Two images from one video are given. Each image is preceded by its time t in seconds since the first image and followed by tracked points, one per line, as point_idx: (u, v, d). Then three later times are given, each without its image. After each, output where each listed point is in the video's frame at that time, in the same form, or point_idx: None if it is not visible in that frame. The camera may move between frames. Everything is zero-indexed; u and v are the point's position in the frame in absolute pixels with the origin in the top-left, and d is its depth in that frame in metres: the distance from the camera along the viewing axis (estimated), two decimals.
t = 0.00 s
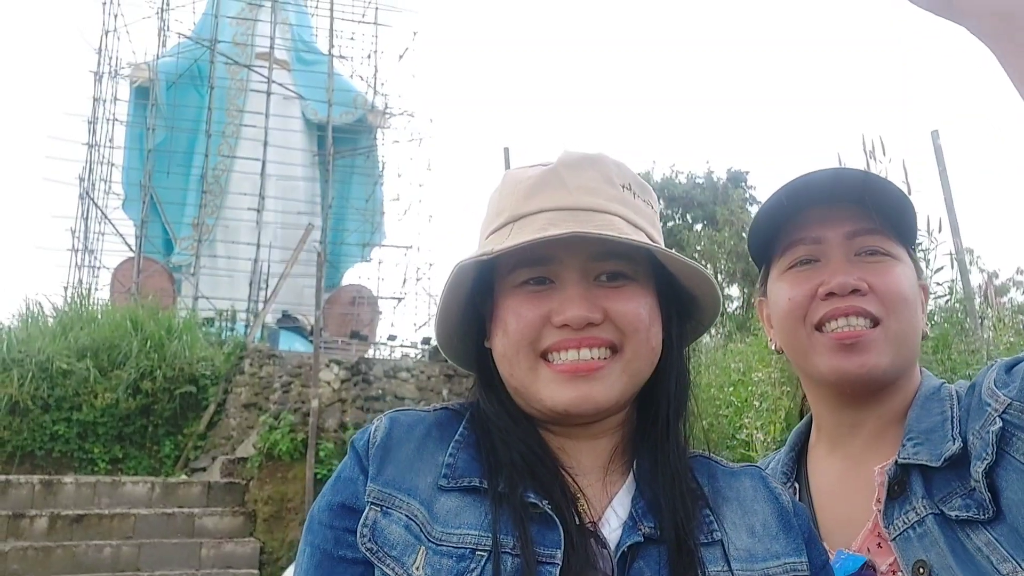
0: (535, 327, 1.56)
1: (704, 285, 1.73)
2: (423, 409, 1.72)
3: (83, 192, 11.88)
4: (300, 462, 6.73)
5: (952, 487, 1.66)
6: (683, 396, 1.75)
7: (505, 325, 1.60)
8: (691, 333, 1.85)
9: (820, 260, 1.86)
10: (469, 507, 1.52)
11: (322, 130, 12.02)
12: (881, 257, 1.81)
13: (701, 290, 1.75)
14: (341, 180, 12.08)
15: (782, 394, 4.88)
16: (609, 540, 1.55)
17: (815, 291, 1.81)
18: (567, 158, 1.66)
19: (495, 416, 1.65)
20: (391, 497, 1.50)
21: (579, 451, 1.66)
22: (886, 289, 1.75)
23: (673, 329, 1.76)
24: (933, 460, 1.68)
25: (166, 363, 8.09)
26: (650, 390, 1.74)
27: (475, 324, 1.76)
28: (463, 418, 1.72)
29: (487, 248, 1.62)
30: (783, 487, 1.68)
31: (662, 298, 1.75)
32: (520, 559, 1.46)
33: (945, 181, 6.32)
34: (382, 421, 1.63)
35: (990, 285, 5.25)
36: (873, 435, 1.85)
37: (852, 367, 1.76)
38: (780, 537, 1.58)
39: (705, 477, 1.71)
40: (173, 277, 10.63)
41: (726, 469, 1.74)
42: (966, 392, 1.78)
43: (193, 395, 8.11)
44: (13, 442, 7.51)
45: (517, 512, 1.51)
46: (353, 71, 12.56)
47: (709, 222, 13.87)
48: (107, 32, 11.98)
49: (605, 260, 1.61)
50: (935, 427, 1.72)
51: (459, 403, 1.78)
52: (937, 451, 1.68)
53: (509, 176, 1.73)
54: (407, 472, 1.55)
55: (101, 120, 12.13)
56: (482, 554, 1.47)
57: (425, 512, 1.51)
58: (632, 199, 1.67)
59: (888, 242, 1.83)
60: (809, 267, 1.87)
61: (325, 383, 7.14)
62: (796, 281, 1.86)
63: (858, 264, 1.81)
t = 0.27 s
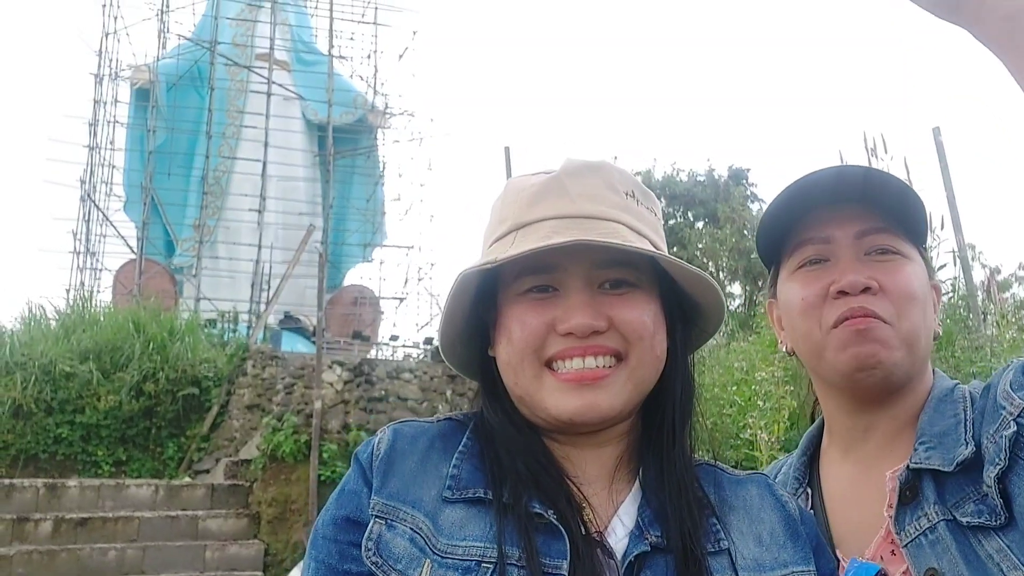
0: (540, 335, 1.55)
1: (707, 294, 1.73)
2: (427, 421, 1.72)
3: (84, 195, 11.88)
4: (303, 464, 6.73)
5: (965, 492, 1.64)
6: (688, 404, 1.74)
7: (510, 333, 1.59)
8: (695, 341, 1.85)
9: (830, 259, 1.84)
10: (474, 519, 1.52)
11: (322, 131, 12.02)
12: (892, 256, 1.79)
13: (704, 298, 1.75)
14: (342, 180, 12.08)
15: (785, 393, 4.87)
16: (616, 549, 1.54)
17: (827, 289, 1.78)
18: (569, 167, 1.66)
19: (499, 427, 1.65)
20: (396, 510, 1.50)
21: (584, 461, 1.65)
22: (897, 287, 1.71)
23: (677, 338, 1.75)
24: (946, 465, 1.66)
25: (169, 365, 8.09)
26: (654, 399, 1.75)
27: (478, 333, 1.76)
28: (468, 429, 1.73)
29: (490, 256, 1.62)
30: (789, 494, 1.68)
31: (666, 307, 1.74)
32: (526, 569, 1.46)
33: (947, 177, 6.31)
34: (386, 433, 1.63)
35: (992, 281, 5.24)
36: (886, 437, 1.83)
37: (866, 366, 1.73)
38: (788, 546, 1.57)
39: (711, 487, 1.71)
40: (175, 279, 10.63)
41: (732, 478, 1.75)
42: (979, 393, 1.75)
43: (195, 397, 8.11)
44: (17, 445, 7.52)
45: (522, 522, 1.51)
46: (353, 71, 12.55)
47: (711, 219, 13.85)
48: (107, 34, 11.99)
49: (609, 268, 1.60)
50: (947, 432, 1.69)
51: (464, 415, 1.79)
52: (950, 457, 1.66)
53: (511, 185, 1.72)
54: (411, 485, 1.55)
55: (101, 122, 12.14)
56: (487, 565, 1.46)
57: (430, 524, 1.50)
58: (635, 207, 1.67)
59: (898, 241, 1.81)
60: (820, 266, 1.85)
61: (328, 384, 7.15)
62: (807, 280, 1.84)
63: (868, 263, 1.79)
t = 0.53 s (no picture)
0: (542, 337, 1.55)
1: (708, 294, 1.73)
2: (430, 423, 1.72)
3: (85, 198, 11.90)
4: (306, 466, 6.73)
5: (980, 493, 1.63)
6: (691, 405, 1.74)
7: (512, 335, 1.59)
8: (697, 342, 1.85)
9: (842, 257, 1.84)
10: (478, 520, 1.52)
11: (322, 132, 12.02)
12: (903, 253, 1.79)
13: (707, 299, 1.75)
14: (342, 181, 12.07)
15: (788, 392, 4.86)
16: (620, 551, 1.54)
17: (839, 289, 1.78)
18: (569, 168, 1.66)
19: (502, 429, 1.65)
20: (401, 512, 1.50)
21: (588, 462, 1.65)
22: (909, 286, 1.72)
23: (680, 340, 1.75)
24: (961, 465, 1.65)
25: (171, 368, 8.08)
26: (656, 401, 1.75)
27: (481, 335, 1.76)
28: (471, 432, 1.72)
29: (492, 259, 1.61)
30: (792, 493, 1.70)
31: (668, 307, 1.74)
32: (531, 571, 1.45)
33: (948, 174, 6.29)
34: (390, 435, 1.63)
35: (994, 278, 5.23)
36: (901, 435, 1.83)
37: (879, 366, 1.74)
38: (792, 547, 1.59)
39: (715, 487, 1.71)
40: (176, 282, 10.64)
41: (735, 478, 1.75)
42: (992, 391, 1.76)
43: (197, 400, 8.11)
44: (19, 449, 7.52)
45: (526, 524, 1.50)
46: (353, 73, 12.54)
47: (711, 218, 13.83)
48: (107, 37, 11.99)
49: (611, 269, 1.60)
50: (960, 432, 1.70)
51: (467, 416, 1.79)
52: (966, 457, 1.66)
53: (511, 188, 1.72)
54: (415, 488, 1.55)
55: (101, 126, 12.14)
56: (492, 567, 1.46)
57: (435, 526, 1.50)
58: (636, 208, 1.66)
59: (908, 237, 1.81)
60: (831, 265, 1.85)
61: (329, 386, 7.15)
62: (819, 279, 1.84)
63: (880, 260, 1.79)
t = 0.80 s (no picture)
0: (542, 339, 1.54)
1: (708, 298, 1.72)
2: (428, 425, 1.71)
3: (86, 197, 11.89)
4: (307, 465, 6.71)
5: (990, 500, 1.64)
6: (690, 408, 1.73)
7: (512, 336, 1.57)
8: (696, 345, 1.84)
9: (842, 258, 1.83)
10: (476, 522, 1.51)
11: (323, 131, 12.01)
12: (904, 254, 1.77)
13: (706, 303, 1.74)
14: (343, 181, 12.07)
15: (789, 392, 4.84)
16: (618, 552, 1.53)
17: (839, 290, 1.77)
18: (571, 170, 1.64)
19: (499, 430, 1.63)
20: (399, 514, 1.50)
21: (586, 464, 1.64)
22: (909, 286, 1.71)
23: (679, 343, 1.74)
24: (971, 469, 1.65)
25: (172, 367, 8.07)
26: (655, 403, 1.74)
27: (478, 337, 1.74)
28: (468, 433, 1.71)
29: (492, 261, 1.60)
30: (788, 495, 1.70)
31: (668, 310, 1.73)
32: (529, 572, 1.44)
33: (950, 173, 6.28)
34: (387, 437, 1.63)
35: (996, 277, 5.21)
36: (903, 437, 1.81)
37: (879, 366, 1.72)
38: (789, 548, 1.59)
39: (711, 489, 1.71)
40: (176, 281, 10.63)
41: (732, 480, 1.74)
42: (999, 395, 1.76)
43: (198, 400, 8.10)
44: (20, 448, 7.51)
45: (524, 526, 1.49)
46: (354, 72, 12.53)
47: (712, 217, 13.81)
48: (108, 37, 11.99)
49: (611, 272, 1.59)
50: (968, 435, 1.70)
51: (464, 418, 1.77)
52: (976, 461, 1.66)
53: (512, 190, 1.71)
54: (414, 489, 1.55)
55: (102, 125, 12.14)
56: (491, 568, 1.45)
57: (433, 528, 1.49)
58: (637, 211, 1.65)
59: (910, 236, 1.79)
60: (832, 265, 1.84)
61: (331, 386, 7.14)
62: (819, 280, 1.83)
63: (880, 261, 1.77)
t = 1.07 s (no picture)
0: (538, 340, 1.54)
1: (704, 301, 1.72)
2: (424, 429, 1.71)
3: (86, 197, 11.91)
4: (308, 465, 6.70)
5: (999, 509, 1.64)
6: (687, 411, 1.73)
7: (508, 339, 1.57)
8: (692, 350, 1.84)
9: (847, 264, 1.84)
10: (475, 526, 1.51)
11: (324, 131, 12.02)
12: (908, 260, 1.78)
13: (703, 306, 1.73)
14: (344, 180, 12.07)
15: (790, 391, 4.83)
16: (617, 555, 1.53)
17: (843, 297, 1.79)
18: (568, 174, 1.65)
19: (496, 433, 1.63)
20: (396, 519, 1.49)
21: (584, 468, 1.63)
22: (914, 293, 1.72)
23: (675, 347, 1.74)
24: (980, 473, 1.66)
25: (173, 367, 8.08)
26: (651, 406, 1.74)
27: (474, 339, 1.74)
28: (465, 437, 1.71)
29: (490, 263, 1.59)
30: (785, 498, 1.70)
31: (664, 313, 1.73)
32: None
33: (952, 173, 6.27)
34: (384, 442, 1.62)
35: (996, 277, 5.20)
36: (909, 442, 1.82)
37: (884, 374, 1.73)
38: (787, 551, 1.59)
39: (709, 493, 1.71)
40: (178, 280, 10.63)
41: (729, 484, 1.74)
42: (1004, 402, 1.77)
43: (199, 399, 8.10)
44: (21, 448, 7.51)
45: (521, 529, 1.49)
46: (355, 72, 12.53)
47: (713, 217, 13.81)
48: (110, 36, 12.00)
49: (608, 275, 1.59)
50: (977, 438, 1.70)
51: (460, 422, 1.77)
52: (986, 465, 1.66)
53: (509, 195, 1.70)
54: (410, 495, 1.54)
55: (104, 125, 12.15)
56: (488, 572, 1.44)
57: (430, 533, 1.49)
58: (634, 214, 1.65)
59: (914, 242, 1.80)
60: (837, 272, 1.85)
61: (332, 386, 7.15)
62: (825, 287, 1.84)
63: (885, 267, 1.78)
